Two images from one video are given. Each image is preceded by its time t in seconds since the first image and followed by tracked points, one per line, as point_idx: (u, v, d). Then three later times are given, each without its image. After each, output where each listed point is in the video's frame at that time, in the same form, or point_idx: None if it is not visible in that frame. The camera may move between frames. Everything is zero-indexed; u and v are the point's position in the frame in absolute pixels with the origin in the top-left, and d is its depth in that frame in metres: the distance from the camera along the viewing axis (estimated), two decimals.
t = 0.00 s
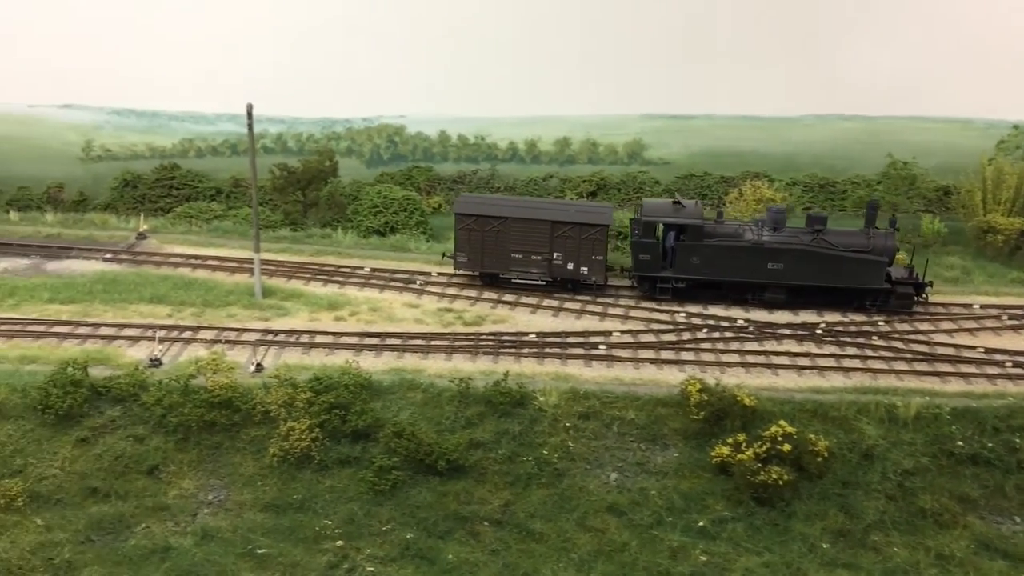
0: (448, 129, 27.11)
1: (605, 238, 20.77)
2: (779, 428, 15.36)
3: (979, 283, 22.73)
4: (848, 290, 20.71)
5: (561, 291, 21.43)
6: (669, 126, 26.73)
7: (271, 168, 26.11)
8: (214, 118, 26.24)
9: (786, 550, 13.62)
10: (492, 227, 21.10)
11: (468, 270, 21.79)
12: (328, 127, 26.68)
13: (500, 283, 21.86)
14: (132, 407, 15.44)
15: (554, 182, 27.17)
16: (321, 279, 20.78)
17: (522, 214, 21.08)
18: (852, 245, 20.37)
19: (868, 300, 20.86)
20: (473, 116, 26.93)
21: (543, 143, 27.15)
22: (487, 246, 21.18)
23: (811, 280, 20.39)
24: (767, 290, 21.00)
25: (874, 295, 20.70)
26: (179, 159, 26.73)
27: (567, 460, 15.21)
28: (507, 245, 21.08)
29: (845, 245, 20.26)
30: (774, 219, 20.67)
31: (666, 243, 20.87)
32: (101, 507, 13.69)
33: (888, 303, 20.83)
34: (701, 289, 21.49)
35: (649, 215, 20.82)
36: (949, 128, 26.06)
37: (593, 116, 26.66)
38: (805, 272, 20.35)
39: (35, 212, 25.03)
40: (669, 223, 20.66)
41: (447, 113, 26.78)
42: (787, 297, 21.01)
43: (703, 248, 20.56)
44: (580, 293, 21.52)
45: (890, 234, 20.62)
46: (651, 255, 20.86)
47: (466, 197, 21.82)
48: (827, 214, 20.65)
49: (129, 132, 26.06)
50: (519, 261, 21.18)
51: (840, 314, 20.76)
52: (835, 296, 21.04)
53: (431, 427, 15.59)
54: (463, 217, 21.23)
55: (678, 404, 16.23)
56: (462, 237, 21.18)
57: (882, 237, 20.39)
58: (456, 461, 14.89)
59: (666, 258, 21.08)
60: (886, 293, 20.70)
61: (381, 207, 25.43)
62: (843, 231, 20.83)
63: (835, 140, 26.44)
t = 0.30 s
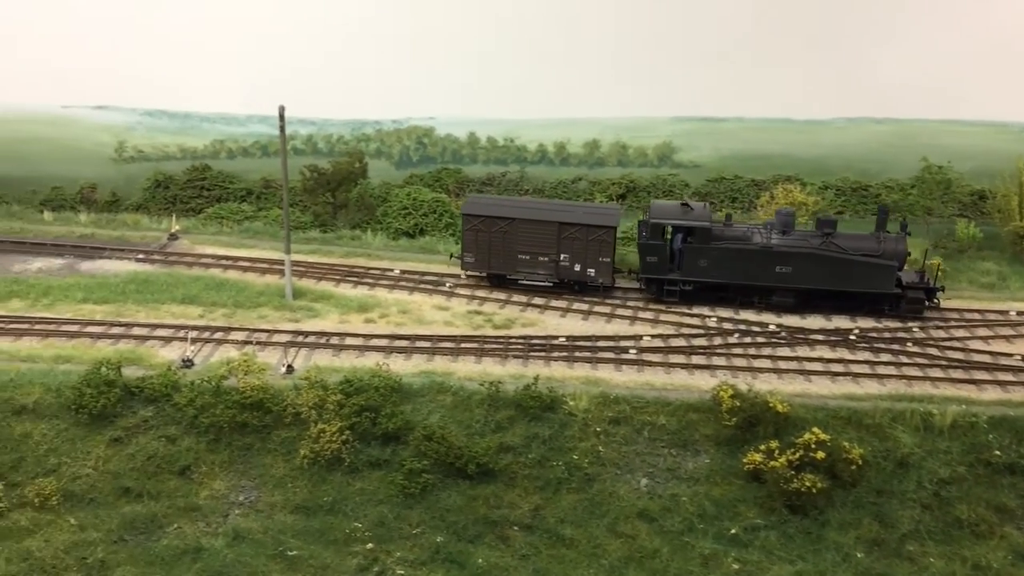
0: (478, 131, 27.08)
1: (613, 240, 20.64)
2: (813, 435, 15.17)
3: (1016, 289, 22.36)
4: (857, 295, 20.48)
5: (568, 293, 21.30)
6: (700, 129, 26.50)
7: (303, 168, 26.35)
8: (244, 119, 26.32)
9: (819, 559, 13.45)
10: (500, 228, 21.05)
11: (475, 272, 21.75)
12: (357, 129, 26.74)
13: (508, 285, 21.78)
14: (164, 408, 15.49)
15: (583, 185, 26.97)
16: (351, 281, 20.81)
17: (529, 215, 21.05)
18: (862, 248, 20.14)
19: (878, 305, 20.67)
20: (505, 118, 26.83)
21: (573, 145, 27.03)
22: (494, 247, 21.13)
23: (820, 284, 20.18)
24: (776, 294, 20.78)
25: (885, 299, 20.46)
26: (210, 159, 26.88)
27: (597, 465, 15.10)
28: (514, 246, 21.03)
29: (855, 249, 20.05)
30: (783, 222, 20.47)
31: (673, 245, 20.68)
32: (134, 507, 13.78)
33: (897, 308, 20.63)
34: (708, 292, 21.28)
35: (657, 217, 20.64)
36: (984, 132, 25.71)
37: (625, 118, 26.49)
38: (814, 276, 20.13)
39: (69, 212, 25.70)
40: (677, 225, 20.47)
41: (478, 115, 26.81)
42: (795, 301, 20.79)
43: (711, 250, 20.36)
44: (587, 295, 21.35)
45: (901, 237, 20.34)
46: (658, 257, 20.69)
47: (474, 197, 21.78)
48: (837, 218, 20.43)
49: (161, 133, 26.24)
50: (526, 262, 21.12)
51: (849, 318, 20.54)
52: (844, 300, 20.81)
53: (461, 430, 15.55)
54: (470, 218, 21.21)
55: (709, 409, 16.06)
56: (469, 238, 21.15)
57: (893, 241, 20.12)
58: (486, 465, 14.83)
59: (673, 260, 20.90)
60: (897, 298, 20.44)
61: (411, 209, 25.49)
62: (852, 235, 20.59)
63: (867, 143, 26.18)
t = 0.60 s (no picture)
0: (501, 128, 26.97)
1: (613, 236, 20.54)
2: (840, 435, 14.98)
3: None
4: (861, 292, 20.21)
5: (569, 288, 21.29)
6: (727, 126, 26.26)
7: (326, 164, 26.72)
8: (268, 116, 26.28)
9: (847, 560, 13.26)
10: (500, 223, 21.07)
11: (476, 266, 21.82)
12: (381, 126, 26.73)
13: (509, 280, 21.82)
14: (189, 402, 15.52)
15: (606, 182, 27.15)
16: (375, 277, 20.81)
17: (530, 211, 21.00)
18: (865, 245, 19.85)
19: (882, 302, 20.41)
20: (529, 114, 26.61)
21: (596, 142, 26.85)
22: (495, 242, 21.15)
23: (822, 281, 19.96)
24: (778, 290, 20.62)
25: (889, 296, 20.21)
26: (234, 156, 27.18)
27: (621, 464, 14.99)
28: (514, 242, 21.02)
29: (858, 245, 19.77)
30: (785, 219, 20.35)
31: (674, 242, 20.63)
32: (158, 501, 13.82)
33: (901, 305, 20.39)
34: (710, 288, 21.20)
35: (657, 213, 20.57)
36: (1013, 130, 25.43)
37: (650, 116, 26.20)
38: (816, 272, 19.91)
39: (95, 209, 25.70)
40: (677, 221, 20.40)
41: (501, 113, 26.64)
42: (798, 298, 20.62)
43: (712, 247, 20.26)
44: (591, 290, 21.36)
45: (906, 234, 20.00)
46: (659, 253, 20.63)
47: (476, 193, 21.86)
48: (841, 213, 20.13)
49: (185, 130, 26.37)
50: (527, 257, 21.13)
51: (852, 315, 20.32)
52: (848, 297, 20.58)
53: (484, 427, 15.49)
54: (471, 213, 21.20)
55: (735, 408, 15.89)
56: (470, 233, 21.16)
57: (898, 238, 19.80)
58: (509, 462, 14.76)
59: (675, 256, 20.85)
60: (901, 295, 20.19)
61: (433, 205, 25.61)
62: (857, 231, 20.30)
63: (898, 140, 25.77)
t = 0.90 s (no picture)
0: (522, 123, 26.76)
1: (613, 229, 20.71)
2: (867, 431, 14.86)
3: None
4: (861, 286, 20.29)
5: (569, 282, 21.46)
6: (749, 121, 25.94)
7: (349, 160, 26.91)
8: (291, 112, 26.30)
9: (874, 558, 13.14)
10: (501, 216, 21.33)
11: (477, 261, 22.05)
12: (404, 121, 26.74)
13: (510, 274, 22.04)
14: (214, 396, 15.59)
15: (629, 178, 27.05)
16: (398, 272, 20.84)
17: (530, 205, 21.26)
18: (866, 239, 19.96)
19: (881, 297, 20.40)
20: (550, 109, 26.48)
21: (618, 137, 26.84)
22: (496, 235, 21.38)
23: (822, 275, 20.07)
24: (777, 284, 20.70)
25: (889, 291, 20.27)
26: (258, 151, 27.25)
27: (645, 460, 14.94)
28: (515, 235, 21.27)
29: (857, 239, 19.90)
30: (785, 213, 20.53)
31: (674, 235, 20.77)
32: (184, 494, 13.90)
33: (901, 299, 20.28)
34: (710, 282, 21.30)
35: (658, 206, 20.74)
36: None
37: (671, 111, 26.01)
38: (815, 266, 20.03)
39: (120, 204, 26.13)
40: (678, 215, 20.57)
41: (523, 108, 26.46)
42: (797, 292, 20.68)
43: (712, 240, 20.39)
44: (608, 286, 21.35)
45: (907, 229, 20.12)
46: (659, 247, 20.77)
47: (478, 186, 22.13)
48: (841, 207, 20.24)
49: (209, 125, 26.43)
50: (527, 250, 21.35)
51: (862, 311, 20.22)
52: (848, 292, 20.64)
53: (508, 422, 15.49)
54: (472, 207, 21.49)
55: (760, 405, 15.81)
56: (472, 226, 21.42)
57: (899, 232, 19.90)
58: (534, 457, 14.75)
59: (674, 250, 20.98)
60: (901, 290, 20.24)
61: (456, 201, 25.67)
62: (857, 226, 20.41)
63: (921, 135, 25.53)
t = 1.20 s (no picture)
0: (554, 117, 26.91)
1: (625, 220, 20.92)
2: (907, 427, 14.67)
3: None
4: (875, 278, 20.25)
5: (581, 273, 21.66)
6: (782, 114, 25.88)
7: (381, 153, 26.65)
8: (323, 104, 26.55)
9: (915, 555, 12.99)
10: (513, 207, 21.59)
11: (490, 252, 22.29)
12: (434, 114, 26.81)
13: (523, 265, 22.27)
14: (251, 386, 15.62)
15: (660, 172, 27.14)
16: (430, 265, 20.84)
17: (543, 196, 21.49)
18: (880, 232, 19.88)
19: (895, 289, 20.39)
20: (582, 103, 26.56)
21: (650, 131, 26.66)
22: (508, 225, 21.61)
23: (835, 267, 20.05)
24: (790, 277, 20.68)
25: (902, 284, 20.21)
26: (290, 145, 27.29)
27: (682, 454, 14.84)
28: (527, 226, 21.50)
29: (871, 232, 19.81)
30: (799, 205, 20.45)
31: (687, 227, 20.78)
32: (222, 484, 13.97)
33: (916, 292, 20.31)
34: (722, 274, 21.33)
35: (671, 198, 20.74)
36: None
37: (704, 105, 25.93)
38: (828, 259, 20.00)
39: (153, 196, 26.53)
40: (690, 207, 20.55)
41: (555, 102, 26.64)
42: (810, 284, 20.68)
43: (724, 232, 20.40)
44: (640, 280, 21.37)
45: (922, 221, 20.03)
46: (671, 239, 20.78)
47: (492, 177, 22.42)
48: (855, 200, 20.15)
49: (241, 118, 26.53)
50: (540, 241, 21.59)
51: (900, 306, 20.03)
52: (861, 284, 20.61)
53: (544, 415, 15.43)
54: (485, 198, 21.74)
55: (798, 399, 15.66)
56: (484, 217, 21.68)
57: (913, 225, 19.81)
58: (570, 450, 14.68)
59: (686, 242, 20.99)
60: (915, 283, 20.18)
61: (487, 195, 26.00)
62: (871, 218, 20.32)
63: (959, 128, 25.27)
